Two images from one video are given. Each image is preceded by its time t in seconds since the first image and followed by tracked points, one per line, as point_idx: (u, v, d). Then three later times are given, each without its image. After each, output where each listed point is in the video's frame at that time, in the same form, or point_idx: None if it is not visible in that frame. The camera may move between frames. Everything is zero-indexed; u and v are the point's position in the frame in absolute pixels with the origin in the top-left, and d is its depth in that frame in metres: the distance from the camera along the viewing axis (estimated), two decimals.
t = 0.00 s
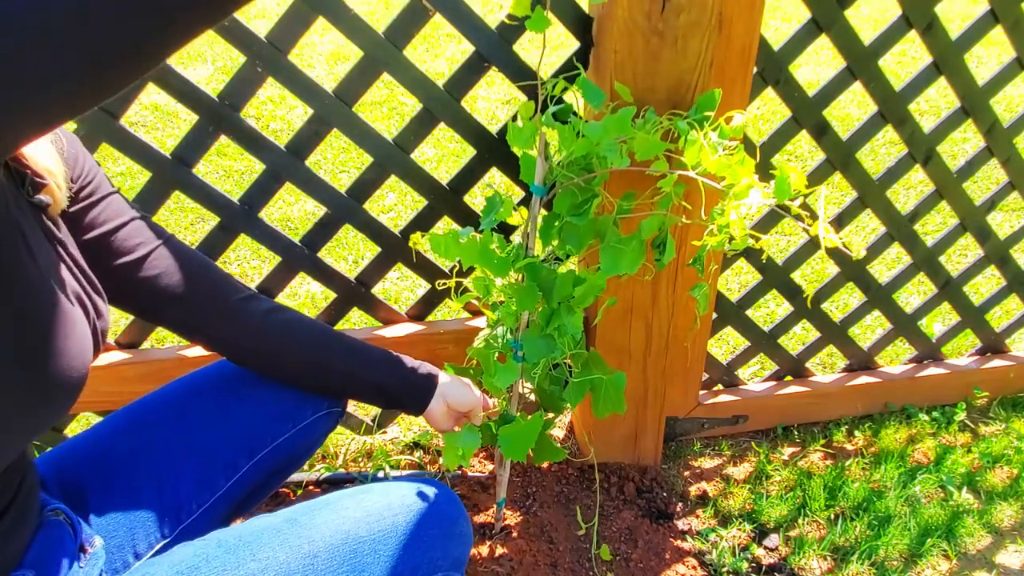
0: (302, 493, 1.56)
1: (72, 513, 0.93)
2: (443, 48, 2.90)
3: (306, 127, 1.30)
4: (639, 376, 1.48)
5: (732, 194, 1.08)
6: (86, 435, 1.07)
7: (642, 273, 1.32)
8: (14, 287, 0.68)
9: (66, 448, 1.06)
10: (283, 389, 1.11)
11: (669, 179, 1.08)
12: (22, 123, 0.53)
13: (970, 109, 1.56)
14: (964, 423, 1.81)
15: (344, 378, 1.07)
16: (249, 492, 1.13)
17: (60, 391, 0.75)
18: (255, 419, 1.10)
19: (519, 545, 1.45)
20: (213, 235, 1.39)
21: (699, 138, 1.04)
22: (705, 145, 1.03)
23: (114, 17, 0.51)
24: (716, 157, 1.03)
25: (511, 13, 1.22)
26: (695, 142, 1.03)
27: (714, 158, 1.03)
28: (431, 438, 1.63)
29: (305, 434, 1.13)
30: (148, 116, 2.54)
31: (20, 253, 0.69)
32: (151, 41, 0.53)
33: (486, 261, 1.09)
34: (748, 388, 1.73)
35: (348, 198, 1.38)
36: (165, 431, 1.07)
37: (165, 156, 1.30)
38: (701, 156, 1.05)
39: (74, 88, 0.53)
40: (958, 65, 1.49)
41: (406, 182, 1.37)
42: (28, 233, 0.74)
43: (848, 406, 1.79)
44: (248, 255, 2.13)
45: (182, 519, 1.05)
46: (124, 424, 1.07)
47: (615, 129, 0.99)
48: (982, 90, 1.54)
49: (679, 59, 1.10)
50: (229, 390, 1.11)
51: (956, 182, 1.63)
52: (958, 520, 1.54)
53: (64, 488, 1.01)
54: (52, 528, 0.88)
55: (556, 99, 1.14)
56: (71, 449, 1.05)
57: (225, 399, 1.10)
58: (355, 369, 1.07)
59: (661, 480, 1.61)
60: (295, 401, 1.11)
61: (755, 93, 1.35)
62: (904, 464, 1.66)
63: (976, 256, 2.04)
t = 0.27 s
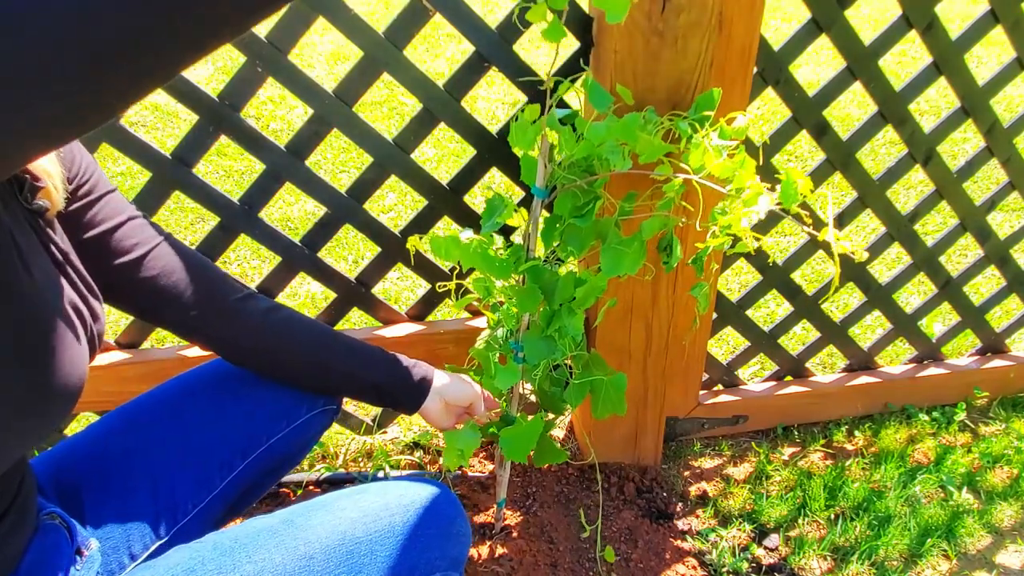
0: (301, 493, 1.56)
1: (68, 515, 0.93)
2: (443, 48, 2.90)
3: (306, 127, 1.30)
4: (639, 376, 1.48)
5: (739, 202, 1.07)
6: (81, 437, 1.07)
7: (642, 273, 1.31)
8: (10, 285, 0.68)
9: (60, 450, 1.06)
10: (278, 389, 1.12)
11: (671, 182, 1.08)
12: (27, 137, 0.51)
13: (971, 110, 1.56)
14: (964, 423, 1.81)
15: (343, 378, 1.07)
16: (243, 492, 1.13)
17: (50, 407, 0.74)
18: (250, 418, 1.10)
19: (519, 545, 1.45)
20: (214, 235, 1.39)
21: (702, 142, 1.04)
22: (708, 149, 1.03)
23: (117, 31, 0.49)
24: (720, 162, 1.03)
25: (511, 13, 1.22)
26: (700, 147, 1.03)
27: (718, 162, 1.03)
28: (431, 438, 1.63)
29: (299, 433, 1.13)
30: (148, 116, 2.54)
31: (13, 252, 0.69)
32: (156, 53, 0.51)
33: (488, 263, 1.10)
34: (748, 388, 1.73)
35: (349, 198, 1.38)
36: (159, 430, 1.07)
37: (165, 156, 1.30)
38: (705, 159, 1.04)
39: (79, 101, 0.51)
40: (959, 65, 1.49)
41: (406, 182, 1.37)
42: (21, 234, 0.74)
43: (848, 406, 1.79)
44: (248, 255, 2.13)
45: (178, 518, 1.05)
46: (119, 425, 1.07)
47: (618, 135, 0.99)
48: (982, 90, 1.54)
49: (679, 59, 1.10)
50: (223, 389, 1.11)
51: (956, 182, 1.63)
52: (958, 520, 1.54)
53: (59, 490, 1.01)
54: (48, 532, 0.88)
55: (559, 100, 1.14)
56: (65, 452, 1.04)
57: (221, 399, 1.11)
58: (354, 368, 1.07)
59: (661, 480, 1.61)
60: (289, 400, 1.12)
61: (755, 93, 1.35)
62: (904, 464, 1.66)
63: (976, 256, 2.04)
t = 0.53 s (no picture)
0: (302, 493, 1.56)
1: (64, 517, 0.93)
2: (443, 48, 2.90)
3: (306, 127, 1.30)
4: (639, 376, 1.48)
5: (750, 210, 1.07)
6: (77, 438, 1.07)
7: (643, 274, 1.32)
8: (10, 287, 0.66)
9: (55, 453, 1.06)
10: (274, 389, 1.12)
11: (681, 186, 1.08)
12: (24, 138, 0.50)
13: (971, 109, 1.56)
14: (964, 423, 1.81)
15: (344, 378, 1.07)
16: (239, 492, 1.13)
17: (47, 419, 0.72)
18: (245, 417, 1.11)
19: (519, 545, 1.45)
20: (214, 234, 1.39)
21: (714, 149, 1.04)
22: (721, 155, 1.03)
23: (127, 43, 0.43)
24: (733, 168, 1.03)
25: (512, 13, 1.22)
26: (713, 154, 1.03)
27: (730, 168, 1.03)
28: (431, 438, 1.63)
29: (295, 433, 1.14)
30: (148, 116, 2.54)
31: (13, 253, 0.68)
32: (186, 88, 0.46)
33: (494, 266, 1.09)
34: (748, 388, 1.73)
35: (349, 198, 1.38)
36: (154, 431, 1.07)
37: (165, 156, 1.30)
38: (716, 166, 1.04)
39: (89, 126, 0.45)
40: (959, 65, 1.49)
41: (406, 182, 1.37)
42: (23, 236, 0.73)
43: (848, 406, 1.79)
44: (248, 255, 2.13)
45: (173, 519, 1.04)
46: (114, 426, 1.07)
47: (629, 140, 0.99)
48: (982, 90, 1.54)
49: (679, 59, 1.10)
50: (219, 390, 1.11)
51: (956, 182, 1.63)
52: (958, 520, 1.54)
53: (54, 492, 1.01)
54: (47, 534, 0.87)
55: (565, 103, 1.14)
56: (60, 455, 1.05)
57: (217, 400, 1.11)
58: (354, 368, 1.07)
59: (662, 481, 1.61)
60: (285, 399, 1.12)
61: (755, 93, 1.35)
62: (904, 465, 1.66)
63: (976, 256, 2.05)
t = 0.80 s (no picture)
0: (302, 493, 1.57)
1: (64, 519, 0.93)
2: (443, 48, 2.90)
3: (306, 127, 1.30)
4: (639, 376, 1.49)
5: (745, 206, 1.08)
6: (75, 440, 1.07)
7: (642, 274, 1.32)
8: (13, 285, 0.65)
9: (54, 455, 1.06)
10: (273, 388, 1.12)
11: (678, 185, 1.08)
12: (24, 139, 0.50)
13: (971, 109, 1.56)
14: (964, 423, 1.81)
15: (346, 375, 1.07)
16: (238, 491, 1.13)
17: (50, 426, 0.71)
18: (244, 417, 1.11)
19: (519, 544, 1.45)
20: (213, 235, 1.39)
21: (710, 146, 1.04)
22: (718, 153, 1.03)
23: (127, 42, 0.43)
24: (729, 166, 1.03)
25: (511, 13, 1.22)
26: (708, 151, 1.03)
27: (727, 166, 1.03)
28: (431, 438, 1.63)
29: (293, 433, 1.14)
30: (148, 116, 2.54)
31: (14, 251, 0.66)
32: (202, 100, 0.45)
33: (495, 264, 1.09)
34: (748, 388, 1.73)
35: (349, 198, 1.38)
36: (152, 431, 1.07)
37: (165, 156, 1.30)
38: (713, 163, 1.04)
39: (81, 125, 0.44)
40: (959, 65, 1.49)
41: (406, 182, 1.37)
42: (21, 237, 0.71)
43: (848, 406, 1.79)
44: (248, 255, 2.13)
45: (172, 519, 1.04)
46: (112, 426, 1.07)
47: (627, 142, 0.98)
48: (982, 90, 1.54)
49: (679, 59, 1.10)
50: (217, 390, 1.11)
51: (956, 182, 1.63)
52: (958, 520, 1.54)
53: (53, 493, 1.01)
54: (46, 536, 0.87)
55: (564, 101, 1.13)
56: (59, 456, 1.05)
57: (216, 400, 1.11)
58: (358, 365, 1.07)
59: (661, 481, 1.61)
60: (284, 398, 1.12)
61: (755, 94, 1.35)
62: (904, 465, 1.66)
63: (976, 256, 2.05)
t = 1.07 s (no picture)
0: (301, 493, 1.57)
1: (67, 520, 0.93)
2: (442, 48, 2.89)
3: (306, 127, 1.30)
4: (639, 377, 1.49)
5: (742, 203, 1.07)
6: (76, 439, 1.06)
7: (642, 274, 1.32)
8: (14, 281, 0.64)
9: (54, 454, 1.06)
10: (274, 387, 1.11)
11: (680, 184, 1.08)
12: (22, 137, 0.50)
13: (971, 109, 1.56)
14: (964, 423, 1.81)
15: (354, 371, 1.07)
16: (238, 490, 1.13)
17: (56, 426, 0.70)
18: (245, 416, 1.11)
19: (519, 544, 1.45)
20: (213, 235, 1.39)
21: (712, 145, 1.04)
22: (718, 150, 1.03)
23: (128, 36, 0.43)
24: (729, 163, 1.03)
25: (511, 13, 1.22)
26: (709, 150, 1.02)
27: (727, 163, 1.03)
28: (431, 438, 1.63)
29: (293, 432, 1.14)
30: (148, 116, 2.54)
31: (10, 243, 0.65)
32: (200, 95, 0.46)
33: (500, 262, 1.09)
34: (748, 388, 1.73)
35: (349, 198, 1.38)
36: (152, 431, 1.07)
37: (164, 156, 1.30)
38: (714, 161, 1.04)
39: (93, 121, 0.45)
40: (959, 65, 1.49)
41: (406, 182, 1.37)
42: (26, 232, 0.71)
43: (848, 406, 1.79)
44: (248, 255, 2.13)
45: (172, 519, 1.05)
46: (113, 426, 1.06)
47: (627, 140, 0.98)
48: (983, 90, 1.54)
49: (679, 59, 1.10)
50: (218, 389, 1.11)
51: (956, 182, 1.63)
52: (958, 520, 1.54)
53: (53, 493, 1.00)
54: (49, 537, 0.87)
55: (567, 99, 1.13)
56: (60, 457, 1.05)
57: (217, 399, 1.11)
58: (367, 358, 1.07)
59: (662, 481, 1.61)
60: (286, 396, 1.12)
61: (755, 93, 1.35)
62: (904, 464, 1.66)
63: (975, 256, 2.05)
